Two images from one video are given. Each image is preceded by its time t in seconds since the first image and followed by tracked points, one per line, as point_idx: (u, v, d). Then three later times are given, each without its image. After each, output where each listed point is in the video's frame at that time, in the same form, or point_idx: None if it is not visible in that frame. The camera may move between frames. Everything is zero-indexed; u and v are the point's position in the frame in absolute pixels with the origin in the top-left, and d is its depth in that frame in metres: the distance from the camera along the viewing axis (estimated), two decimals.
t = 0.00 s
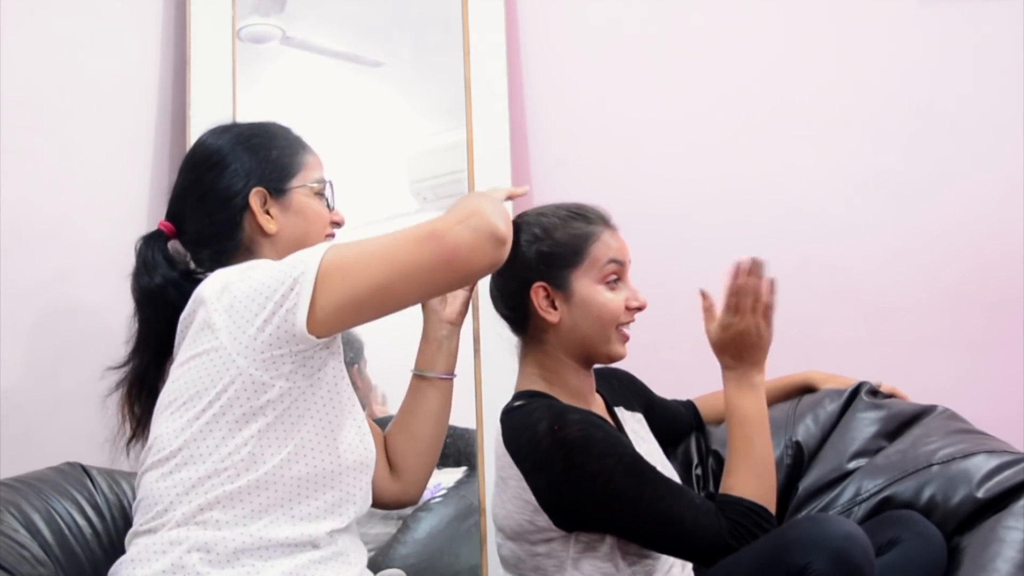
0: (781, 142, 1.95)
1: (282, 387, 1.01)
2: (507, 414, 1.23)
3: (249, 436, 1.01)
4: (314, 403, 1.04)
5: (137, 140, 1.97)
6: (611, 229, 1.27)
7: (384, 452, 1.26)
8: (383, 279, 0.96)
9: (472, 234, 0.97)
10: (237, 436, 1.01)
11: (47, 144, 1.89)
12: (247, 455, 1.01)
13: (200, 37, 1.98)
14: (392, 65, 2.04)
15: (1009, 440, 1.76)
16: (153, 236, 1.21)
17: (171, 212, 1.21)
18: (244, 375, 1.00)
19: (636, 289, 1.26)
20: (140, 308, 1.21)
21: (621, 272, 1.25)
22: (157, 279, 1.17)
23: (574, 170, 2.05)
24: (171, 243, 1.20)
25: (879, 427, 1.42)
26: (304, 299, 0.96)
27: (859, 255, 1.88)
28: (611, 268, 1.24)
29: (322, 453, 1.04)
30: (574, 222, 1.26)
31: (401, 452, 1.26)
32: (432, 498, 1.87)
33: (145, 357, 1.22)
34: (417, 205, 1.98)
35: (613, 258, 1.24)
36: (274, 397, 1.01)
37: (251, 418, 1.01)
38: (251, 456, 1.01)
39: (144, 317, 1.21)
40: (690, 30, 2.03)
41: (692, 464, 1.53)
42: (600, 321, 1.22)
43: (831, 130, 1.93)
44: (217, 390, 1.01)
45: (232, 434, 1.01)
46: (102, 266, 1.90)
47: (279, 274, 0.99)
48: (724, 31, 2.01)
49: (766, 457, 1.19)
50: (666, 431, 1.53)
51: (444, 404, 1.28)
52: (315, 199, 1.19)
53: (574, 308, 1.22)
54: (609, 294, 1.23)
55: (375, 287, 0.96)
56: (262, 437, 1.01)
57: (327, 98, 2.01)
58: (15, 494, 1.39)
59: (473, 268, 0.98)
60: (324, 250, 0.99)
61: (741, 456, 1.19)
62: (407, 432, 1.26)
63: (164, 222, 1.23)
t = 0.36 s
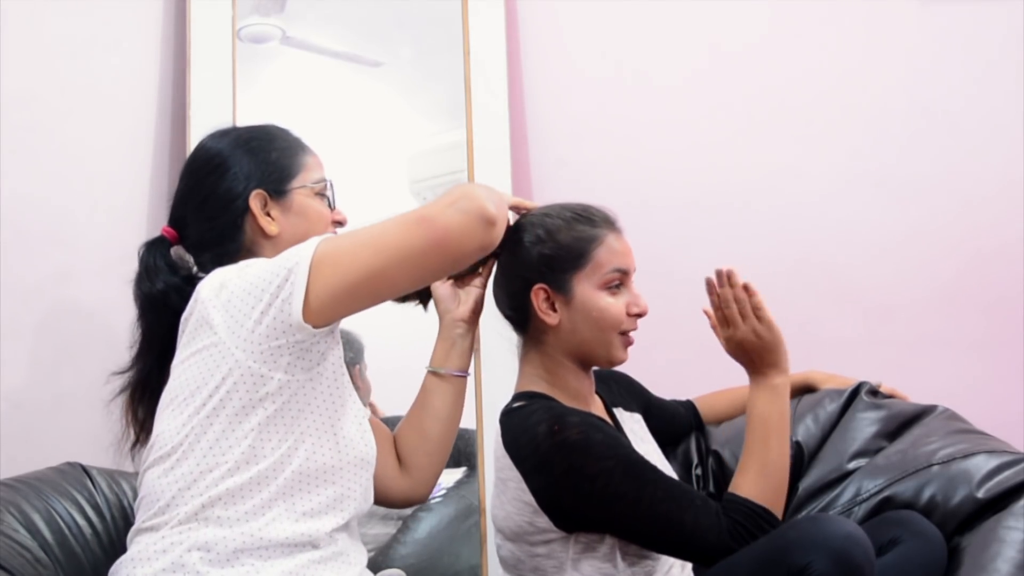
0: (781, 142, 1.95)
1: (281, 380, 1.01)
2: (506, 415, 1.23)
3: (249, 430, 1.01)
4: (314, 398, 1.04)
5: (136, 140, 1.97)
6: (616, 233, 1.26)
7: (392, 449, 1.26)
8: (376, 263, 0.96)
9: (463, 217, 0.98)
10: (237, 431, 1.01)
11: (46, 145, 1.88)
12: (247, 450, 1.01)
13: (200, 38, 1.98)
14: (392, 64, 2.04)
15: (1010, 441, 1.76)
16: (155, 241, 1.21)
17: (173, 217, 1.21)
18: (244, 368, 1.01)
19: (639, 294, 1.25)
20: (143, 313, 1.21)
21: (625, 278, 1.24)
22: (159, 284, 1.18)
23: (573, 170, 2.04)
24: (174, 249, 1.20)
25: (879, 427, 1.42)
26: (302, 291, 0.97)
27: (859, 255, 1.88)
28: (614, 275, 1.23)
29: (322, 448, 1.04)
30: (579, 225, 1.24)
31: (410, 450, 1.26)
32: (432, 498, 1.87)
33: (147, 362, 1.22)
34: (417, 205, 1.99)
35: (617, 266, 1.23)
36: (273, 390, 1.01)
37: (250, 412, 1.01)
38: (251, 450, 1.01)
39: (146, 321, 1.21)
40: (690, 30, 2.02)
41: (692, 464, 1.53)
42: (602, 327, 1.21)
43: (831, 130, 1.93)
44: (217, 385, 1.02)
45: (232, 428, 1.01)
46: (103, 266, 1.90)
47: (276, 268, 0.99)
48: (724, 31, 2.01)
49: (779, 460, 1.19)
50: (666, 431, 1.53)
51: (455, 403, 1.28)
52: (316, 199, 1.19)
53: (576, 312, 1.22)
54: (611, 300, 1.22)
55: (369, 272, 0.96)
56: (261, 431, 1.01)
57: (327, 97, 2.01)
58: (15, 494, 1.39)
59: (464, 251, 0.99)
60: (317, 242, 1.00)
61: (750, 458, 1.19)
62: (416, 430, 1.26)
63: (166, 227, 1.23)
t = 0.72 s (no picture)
0: (781, 142, 1.95)
1: (279, 379, 1.01)
2: (505, 416, 1.23)
3: (248, 430, 1.01)
4: (313, 398, 1.04)
5: (136, 140, 1.97)
6: (618, 235, 1.25)
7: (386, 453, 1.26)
8: (372, 264, 0.96)
9: (459, 217, 0.98)
10: (236, 431, 1.01)
11: (45, 144, 1.88)
12: (246, 450, 1.01)
13: (200, 37, 1.98)
14: (392, 65, 2.03)
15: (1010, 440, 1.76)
16: (157, 239, 1.22)
17: (175, 216, 1.22)
18: (242, 368, 1.00)
19: (640, 297, 1.25)
20: (142, 312, 1.21)
21: (626, 281, 1.24)
22: (158, 283, 1.18)
23: (573, 170, 2.05)
24: (175, 247, 1.21)
25: (879, 427, 1.42)
26: (300, 292, 0.97)
27: (859, 255, 1.88)
28: (616, 279, 1.22)
29: (321, 448, 1.04)
30: (580, 227, 1.24)
31: (403, 454, 1.26)
32: (432, 498, 1.87)
33: (146, 361, 1.22)
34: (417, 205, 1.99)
35: (619, 270, 1.23)
36: (272, 390, 1.01)
37: (249, 412, 1.01)
38: (251, 450, 1.01)
39: (146, 320, 1.21)
40: (690, 29, 2.02)
41: (692, 464, 1.53)
42: (603, 330, 1.21)
43: (832, 130, 1.93)
44: (215, 385, 1.02)
45: (231, 429, 1.01)
46: (102, 265, 1.90)
47: (272, 269, 0.99)
48: (724, 31, 2.01)
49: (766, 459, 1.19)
50: (666, 431, 1.53)
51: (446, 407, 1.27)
52: (317, 200, 1.19)
53: (577, 316, 1.22)
54: (612, 303, 1.22)
55: (366, 272, 0.96)
56: (260, 432, 1.01)
57: (327, 97, 2.01)
58: (15, 494, 1.39)
59: (460, 251, 0.99)
60: (315, 242, 1.00)
61: (738, 457, 1.19)
62: (409, 435, 1.26)
63: (168, 225, 1.23)
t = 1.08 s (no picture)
0: (783, 141, 1.94)
1: (273, 379, 1.00)
2: (507, 417, 1.23)
3: (243, 431, 1.01)
4: (308, 397, 1.03)
5: (136, 140, 1.97)
6: (616, 235, 1.25)
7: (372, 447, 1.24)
8: (362, 260, 0.96)
9: (449, 214, 0.98)
10: (230, 432, 1.01)
11: (46, 145, 1.88)
12: (241, 451, 1.00)
13: (200, 36, 1.98)
14: (392, 65, 2.03)
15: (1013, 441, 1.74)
16: (148, 241, 1.22)
17: (166, 217, 1.21)
18: (235, 369, 1.00)
19: (639, 297, 1.25)
20: (134, 314, 1.21)
21: (624, 281, 1.24)
22: (150, 285, 1.18)
23: (574, 170, 2.05)
24: (168, 248, 1.21)
25: (880, 427, 1.41)
26: (292, 292, 0.97)
27: (859, 255, 1.87)
28: (615, 280, 1.22)
29: (316, 448, 1.04)
30: (578, 228, 1.24)
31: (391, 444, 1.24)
32: (432, 498, 1.87)
33: (140, 362, 1.22)
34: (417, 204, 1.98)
35: (618, 270, 1.23)
36: (265, 390, 1.00)
37: (243, 413, 1.01)
38: (245, 451, 1.01)
39: (139, 323, 1.21)
40: (691, 28, 2.02)
41: (692, 464, 1.52)
42: (601, 330, 1.21)
43: (833, 129, 1.92)
44: (209, 386, 1.01)
45: (225, 429, 1.01)
46: (102, 264, 1.90)
47: (265, 269, 0.99)
48: (724, 30, 2.00)
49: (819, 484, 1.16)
50: (665, 430, 1.54)
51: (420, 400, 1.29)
52: (311, 199, 1.19)
53: (575, 317, 1.22)
54: (611, 303, 1.22)
55: (356, 269, 0.96)
56: (254, 432, 1.01)
57: (327, 97, 2.01)
58: (14, 494, 1.39)
59: (450, 248, 0.98)
60: (305, 242, 0.99)
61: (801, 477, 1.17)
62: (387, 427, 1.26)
63: (162, 226, 1.23)
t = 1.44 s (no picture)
0: (782, 142, 1.94)
1: (269, 378, 1.01)
2: (507, 417, 1.22)
3: (238, 430, 1.01)
4: (305, 396, 1.03)
5: (136, 141, 1.97)
6: (622, 238, 1.25)
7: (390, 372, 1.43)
8: (359, 262, 0.96)
9: (446, 215, 0.98)
10: (226, 431, 1.01)
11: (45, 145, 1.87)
12: (237, 450, 1.00)
13: (200, 35, 1.98)
14: (392, 65, 2.03)
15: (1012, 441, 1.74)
16: (146, 241, 1.23)
17: (165, 217, 1.22)
18: (231, 368, 1.00)
19: (643, 300, 1.25)
20: (133, 313, 1.21)
21: (629, 285, 1.23)
22: (147, 284, 1.18)
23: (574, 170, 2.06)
24: (167, 249, 1.21)
25: (879, 427, 1.41)
26: (287, 291, 0.97)
27: (859, 255, 1.87)
28: (618, 283, 1.22)
29: (313, 446, 1.04)
30: (583, 231, 1.23)
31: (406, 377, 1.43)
32: (432, 498, 1.87)
33: (137, 361, 1.22)
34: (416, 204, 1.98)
35: (623, 273, 1.23)
36: (261, 389, 1.01)
37: (239, 412, 1.01)
38: (241, 450, 1.01)
39: (136, 322, 1.22)
40: (691, 28, 2.02)
41: (692, 464, 1.51)
42: (604, 333, 1.21)
43: (833, 129, 1.92)
44: (205, 386, 1.01)
45: (221, 428, 1.01)
46: (103, 264, 1.91)
47: (260, 268, 0.99)
48: (724, 30, 2.00)
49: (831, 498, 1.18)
50: (666, 429, 1.53)
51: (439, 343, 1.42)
52: (309, 197, 1.19)
53: (578, 320, 1.22)
54: (615, 306, 1.22)
55: (352, 270, 0.96)
56: (251, 431, 1.01)
57: (327, 97, 2.01)
58: (15, 494, 1.39)
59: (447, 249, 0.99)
60: (301, 241, 1.00)
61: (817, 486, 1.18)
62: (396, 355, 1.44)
63: (161, 227, 1.24)
